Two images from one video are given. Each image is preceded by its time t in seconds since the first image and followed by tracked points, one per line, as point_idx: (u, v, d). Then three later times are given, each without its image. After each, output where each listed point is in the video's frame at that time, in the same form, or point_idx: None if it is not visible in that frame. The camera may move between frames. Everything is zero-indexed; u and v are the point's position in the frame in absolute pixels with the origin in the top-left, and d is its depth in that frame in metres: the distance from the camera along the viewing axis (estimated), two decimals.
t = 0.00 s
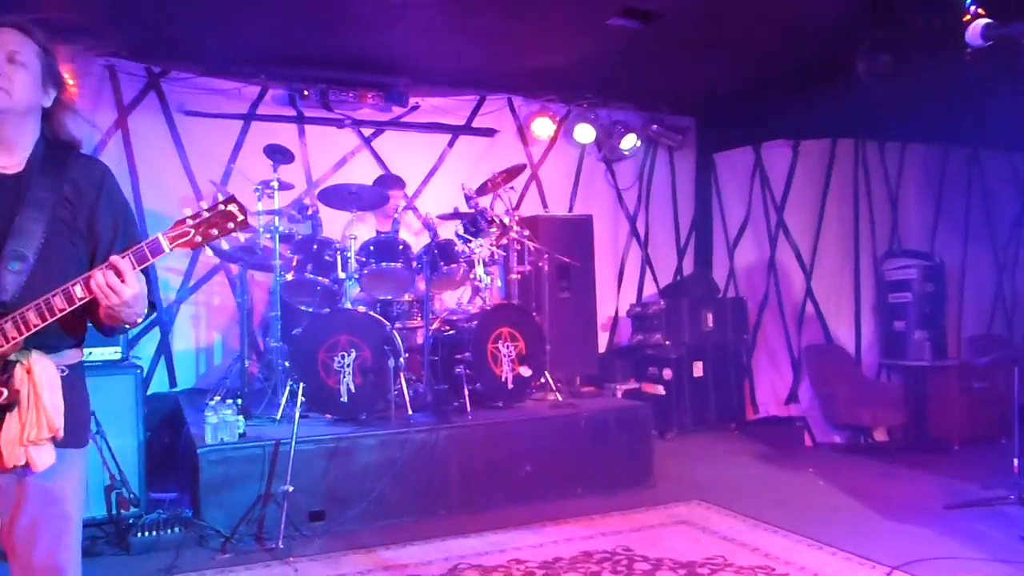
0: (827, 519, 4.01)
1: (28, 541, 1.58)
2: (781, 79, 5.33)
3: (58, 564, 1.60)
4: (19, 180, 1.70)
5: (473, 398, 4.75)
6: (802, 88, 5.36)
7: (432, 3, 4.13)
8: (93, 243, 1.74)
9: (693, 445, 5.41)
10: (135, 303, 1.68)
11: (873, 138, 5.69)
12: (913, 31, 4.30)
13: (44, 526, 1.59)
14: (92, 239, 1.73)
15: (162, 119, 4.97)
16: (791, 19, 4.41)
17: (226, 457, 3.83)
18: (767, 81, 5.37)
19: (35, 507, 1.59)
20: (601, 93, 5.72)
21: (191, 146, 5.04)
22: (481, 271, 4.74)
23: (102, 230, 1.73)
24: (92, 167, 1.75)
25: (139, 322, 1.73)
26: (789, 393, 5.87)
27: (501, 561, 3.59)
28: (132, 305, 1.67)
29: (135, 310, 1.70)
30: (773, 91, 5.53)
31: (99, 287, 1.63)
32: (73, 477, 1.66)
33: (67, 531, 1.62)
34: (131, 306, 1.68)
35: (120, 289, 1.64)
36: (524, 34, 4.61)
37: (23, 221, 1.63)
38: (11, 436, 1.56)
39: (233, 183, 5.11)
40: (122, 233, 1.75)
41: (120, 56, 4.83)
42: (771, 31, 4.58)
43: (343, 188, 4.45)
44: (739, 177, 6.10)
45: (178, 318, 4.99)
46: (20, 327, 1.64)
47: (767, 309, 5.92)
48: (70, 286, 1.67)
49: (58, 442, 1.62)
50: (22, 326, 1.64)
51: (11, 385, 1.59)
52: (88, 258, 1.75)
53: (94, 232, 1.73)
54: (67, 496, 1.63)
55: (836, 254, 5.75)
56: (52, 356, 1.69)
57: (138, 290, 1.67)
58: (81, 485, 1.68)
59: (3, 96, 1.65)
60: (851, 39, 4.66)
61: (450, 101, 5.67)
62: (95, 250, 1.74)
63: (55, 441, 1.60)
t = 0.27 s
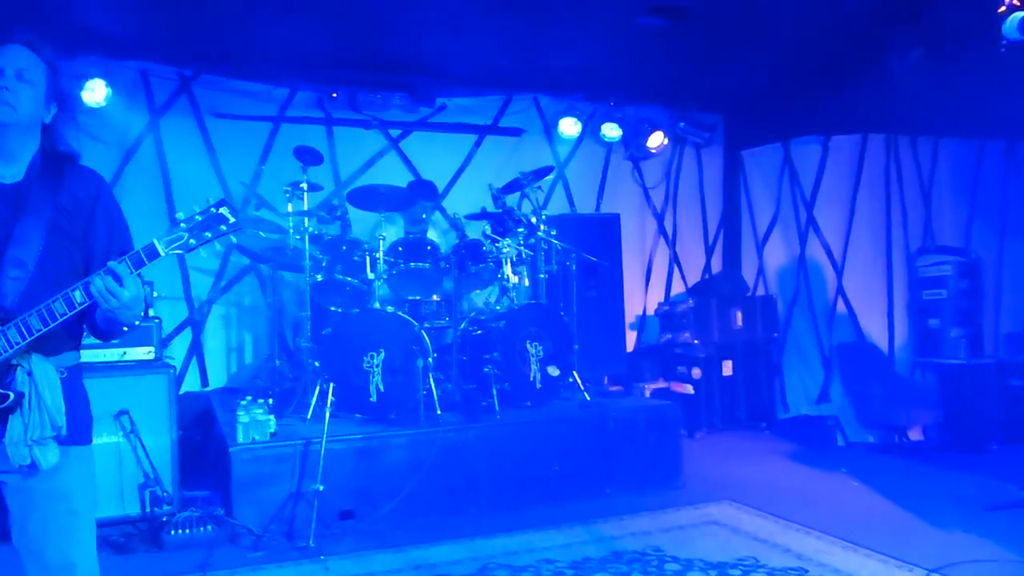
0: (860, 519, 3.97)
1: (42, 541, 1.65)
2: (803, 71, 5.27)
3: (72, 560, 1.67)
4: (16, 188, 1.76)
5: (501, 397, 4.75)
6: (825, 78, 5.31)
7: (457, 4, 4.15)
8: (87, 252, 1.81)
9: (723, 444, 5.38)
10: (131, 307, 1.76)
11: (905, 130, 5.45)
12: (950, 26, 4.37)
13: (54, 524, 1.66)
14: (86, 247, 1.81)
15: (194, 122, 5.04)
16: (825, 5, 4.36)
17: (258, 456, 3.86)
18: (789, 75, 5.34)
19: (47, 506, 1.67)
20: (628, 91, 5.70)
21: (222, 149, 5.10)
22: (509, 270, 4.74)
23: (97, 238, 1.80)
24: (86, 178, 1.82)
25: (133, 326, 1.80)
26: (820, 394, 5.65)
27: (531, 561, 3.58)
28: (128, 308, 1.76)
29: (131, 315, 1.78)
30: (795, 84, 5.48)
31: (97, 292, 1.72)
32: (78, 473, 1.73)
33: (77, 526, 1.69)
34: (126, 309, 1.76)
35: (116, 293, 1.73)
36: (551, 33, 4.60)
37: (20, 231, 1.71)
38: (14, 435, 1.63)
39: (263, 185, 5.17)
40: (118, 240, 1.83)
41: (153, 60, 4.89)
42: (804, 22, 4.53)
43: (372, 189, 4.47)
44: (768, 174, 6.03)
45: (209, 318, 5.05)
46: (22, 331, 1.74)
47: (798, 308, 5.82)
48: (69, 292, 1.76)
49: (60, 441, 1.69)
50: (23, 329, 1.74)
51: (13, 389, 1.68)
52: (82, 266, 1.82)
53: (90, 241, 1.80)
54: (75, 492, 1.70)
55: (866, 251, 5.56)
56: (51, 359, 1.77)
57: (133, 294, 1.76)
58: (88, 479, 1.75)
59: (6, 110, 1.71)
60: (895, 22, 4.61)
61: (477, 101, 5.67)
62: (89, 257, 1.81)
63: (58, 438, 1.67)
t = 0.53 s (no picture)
0: (903, 522, 3.90)
1: (54, 534, 1.73)
2: (834, 70, 5.19)
3: (81, 553, 1.74)
4: (22, 198, 1.84)
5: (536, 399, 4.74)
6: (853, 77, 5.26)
7: (491, 6, 4.17)
8: (94, 259, 1.90)
9: (761, 446, 5.33)
10: (145, 309, 1.85)
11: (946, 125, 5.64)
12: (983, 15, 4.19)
13: (65, 516, 1.74)
14: (92, 253, 1.90)
15: (232, 127, 5.11)
16: (852, 8, 4.30)
17: (296, 457, 3.90)
18: (820, 74, 5.27)
19: (58, 499, 1.74)
20: (661, 91, 5.68)
21: (258, 153, 5.17)
22: (542, 272, 4.77)
23: (101, 241, 1.90)
24: (86, 187, 1.91)
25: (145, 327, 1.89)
26: (860, 393, 5.80)
27: (567, 563, 3.57)
28: (144, 309, 1.86)
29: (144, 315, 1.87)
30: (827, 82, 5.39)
31: (113, 295, 1.81)
32: (88, 468, 1.80)
33: (87, 519, 1.76)
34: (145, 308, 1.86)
35: (132, 297, 1.82)
36: (582, 33, 4.59)
37: (29, 239, 1.79)
38: (25, 433, 1.70)
39: (299, 189, 5.22)
40: (120, 246, 1.92)
41: (191, 67, 4.98)
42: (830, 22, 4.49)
43: (406, 192, 4.52)
44: (804, 175, 6.02)
45: (246, 320, 5.12)
46: (38, 336, 1.79)
47: (836, 308, 5.88)
48: (84, 296, 1.83)
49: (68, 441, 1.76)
50: (39, 333, 1.79)
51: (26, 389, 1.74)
52: (89, 273, 1.90)
53: (97, 247, 1.90)
54: (85, 487, 1.77)
55: (908, 248, 5.77)
56: (65, 360, 1.85)
57: (146, 297, 1.85)
58: (98, 476, 1.82)
59: (23, 131, 1.81)
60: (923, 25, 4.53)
61: (509, 103, 5.69)
62: (95, 262, 1.90)
63: (65, 439, 1.73)
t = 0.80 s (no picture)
0: (943, 528, 3.82)
1: (88, 530, 1.74)
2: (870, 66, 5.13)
3: (115, 549, 1.74)
4: (46, 205, 1.85)
5: (567, 400, 4.74)
6: (890, 77, 5.20)
7: (523, 7, 4.16)
8: (118, 256, 1.94)
9: (795, 448, 5.27)
10: (172, 288, 1.88)
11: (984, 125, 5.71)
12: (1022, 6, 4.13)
13: (99, 512, 1.75)
14: (115, 251, 1.94)
15: (266, 130, 5.17)
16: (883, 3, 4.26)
17: (330, 457, 3.94)
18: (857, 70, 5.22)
19: (93, 495, 1.75)
20: (693, 91, 5.65)
21: (291, 156, 5.22)
22: (573, 274, 4.78)
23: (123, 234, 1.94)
24: (105, 189, 1.94)
25: (171, 308, 1.91)
26: (897, 396, 5.81)
27: (599, 565, 3.55)
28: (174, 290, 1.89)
29: (170, 296, 1.90)
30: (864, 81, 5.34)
31: (139, 277, 1.83)
32: (122, 466, 1.82)
33: (121, 516, 1.77)
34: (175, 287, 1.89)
35: (156, 275, 1.85)
36: (613, 33, 4.57)
37: (56, 238, 1.83)
38: (61, 423, 1.72)
39: (332, 191, 5.27)
40: (142, 241, 1.96)
41: (225, 72, 5.04)
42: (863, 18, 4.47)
43: (437, 195, 4.53)
44: (838, 173, 6.00)
45: (280, 321, 5.17)
46: (69, 323, 1.81)
47: (873, 310, 5.87)
48: (112, 279, 1.85)
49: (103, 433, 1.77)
50: (71, 321, 1.81)
51: (62, 377, 1.77)
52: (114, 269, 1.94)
53: (121, 245, 1.93)
54: (120, 483, 1.79)
55: (946, 250, 5.80)
56: (95, 356, 1.87)
57: (171, 276, 1.87)
58: (132, 474, 1.84)
59: (59, 146, 1.84)
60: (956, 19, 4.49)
61: (540, 104, 5.69)
62: (119, 259, 1.94)
63: (100, 428, 1.75)
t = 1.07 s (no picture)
0: (980, 534, 3.75)
1: (135, 516, 1.77)
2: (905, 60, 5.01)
3: (162, 534, 1.77)
4: (82, 207, 1.88)
5: (596, 402, 4.71)
6: (925, 72, 5.07)
7: (551, 9, 4.16)
8: (155, 256, 1.96)
9: (827, 451, 5.22)
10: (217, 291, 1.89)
11: None
12: None
13: (145, 499, 1.78)
14: (153, 253, 1.96)
15: (295, 134, 5.22)
16: None
17: (360, 458, 3.96)
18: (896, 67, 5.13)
19: (139, 484, 1.78)
20: (722, 91, 5.61)
21: (320, 160, 5.26)
22: (602, 276, 4.75)
23: (162, 240, 1.97)
24: (141, 192, 1.96)
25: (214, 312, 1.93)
26: (932, 399, 5.68)
27: (628, 569, 3.53)
28: (217, 293, 1.90)
29: (214, 301, 1.92)
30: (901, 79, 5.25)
31: (188, 282, 1.86)
32: (164, 459, 1.85)
33: (166, 503, 1.80)
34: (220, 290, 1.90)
35: (205, 281, 1.87)
36: (642, 34, 4.55)
37: (95, 239, 1.86)
38: (106, 421, 1.76)
39: (360, 195, 5.30)
40: (179, 245, 1.99)
41: (256, 77, 5.10)
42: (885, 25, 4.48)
43: (465, 196, 4.54)
44: (870, 172, 5.95)
45: (310, 324, 5.21)
46: (117, 326, 1.83)
47: (906, 312, 5.81)
48: (159, 285, 1.88)
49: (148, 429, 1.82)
50: (118, 324, 1.84)
51: (110, 378, 1.81)
52: (151, 270, 1.97)
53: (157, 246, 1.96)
54: (163, 472, 1.82)
55: (984, 248, 5.52)
56: (138, 354, 1.90)
57: (218, 281, 1.90)
58: (174, 467, 1.87)
59: (88, 145, 1.87)
60: (977, 22, 4.51)
61: (568, 106, 5.68)
62: (157, 262, 1.96)
63: (145, 426, 1.79)
